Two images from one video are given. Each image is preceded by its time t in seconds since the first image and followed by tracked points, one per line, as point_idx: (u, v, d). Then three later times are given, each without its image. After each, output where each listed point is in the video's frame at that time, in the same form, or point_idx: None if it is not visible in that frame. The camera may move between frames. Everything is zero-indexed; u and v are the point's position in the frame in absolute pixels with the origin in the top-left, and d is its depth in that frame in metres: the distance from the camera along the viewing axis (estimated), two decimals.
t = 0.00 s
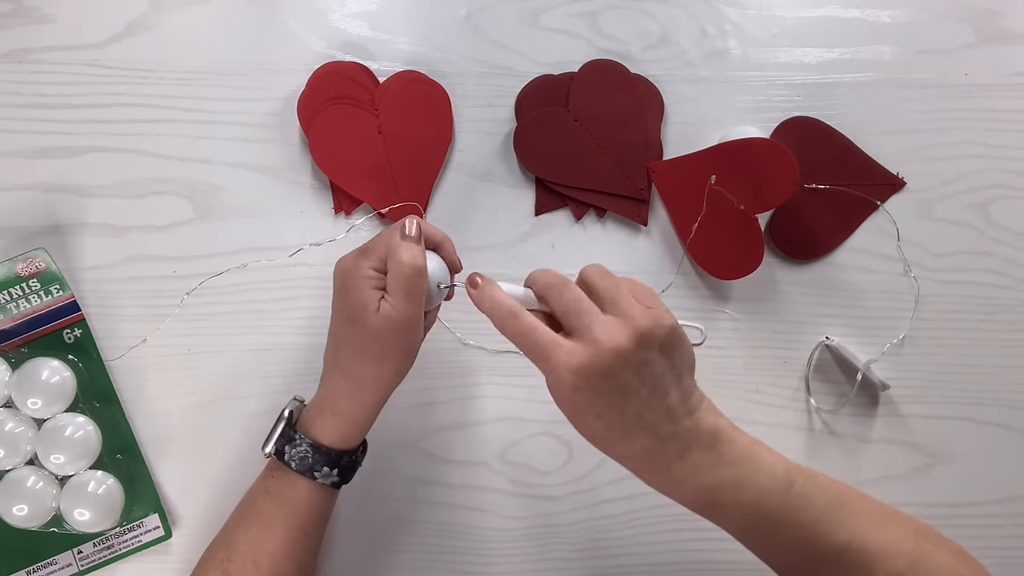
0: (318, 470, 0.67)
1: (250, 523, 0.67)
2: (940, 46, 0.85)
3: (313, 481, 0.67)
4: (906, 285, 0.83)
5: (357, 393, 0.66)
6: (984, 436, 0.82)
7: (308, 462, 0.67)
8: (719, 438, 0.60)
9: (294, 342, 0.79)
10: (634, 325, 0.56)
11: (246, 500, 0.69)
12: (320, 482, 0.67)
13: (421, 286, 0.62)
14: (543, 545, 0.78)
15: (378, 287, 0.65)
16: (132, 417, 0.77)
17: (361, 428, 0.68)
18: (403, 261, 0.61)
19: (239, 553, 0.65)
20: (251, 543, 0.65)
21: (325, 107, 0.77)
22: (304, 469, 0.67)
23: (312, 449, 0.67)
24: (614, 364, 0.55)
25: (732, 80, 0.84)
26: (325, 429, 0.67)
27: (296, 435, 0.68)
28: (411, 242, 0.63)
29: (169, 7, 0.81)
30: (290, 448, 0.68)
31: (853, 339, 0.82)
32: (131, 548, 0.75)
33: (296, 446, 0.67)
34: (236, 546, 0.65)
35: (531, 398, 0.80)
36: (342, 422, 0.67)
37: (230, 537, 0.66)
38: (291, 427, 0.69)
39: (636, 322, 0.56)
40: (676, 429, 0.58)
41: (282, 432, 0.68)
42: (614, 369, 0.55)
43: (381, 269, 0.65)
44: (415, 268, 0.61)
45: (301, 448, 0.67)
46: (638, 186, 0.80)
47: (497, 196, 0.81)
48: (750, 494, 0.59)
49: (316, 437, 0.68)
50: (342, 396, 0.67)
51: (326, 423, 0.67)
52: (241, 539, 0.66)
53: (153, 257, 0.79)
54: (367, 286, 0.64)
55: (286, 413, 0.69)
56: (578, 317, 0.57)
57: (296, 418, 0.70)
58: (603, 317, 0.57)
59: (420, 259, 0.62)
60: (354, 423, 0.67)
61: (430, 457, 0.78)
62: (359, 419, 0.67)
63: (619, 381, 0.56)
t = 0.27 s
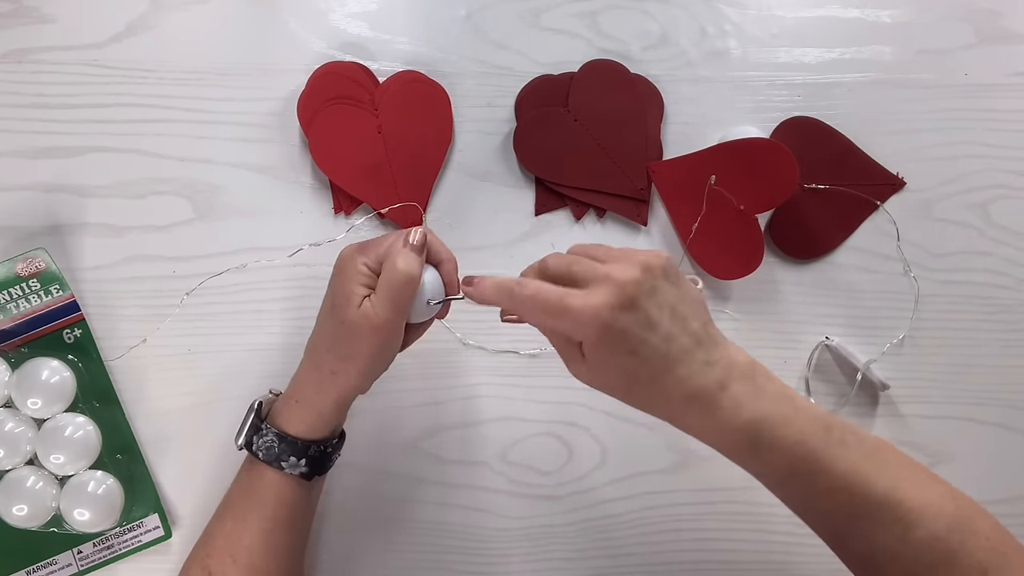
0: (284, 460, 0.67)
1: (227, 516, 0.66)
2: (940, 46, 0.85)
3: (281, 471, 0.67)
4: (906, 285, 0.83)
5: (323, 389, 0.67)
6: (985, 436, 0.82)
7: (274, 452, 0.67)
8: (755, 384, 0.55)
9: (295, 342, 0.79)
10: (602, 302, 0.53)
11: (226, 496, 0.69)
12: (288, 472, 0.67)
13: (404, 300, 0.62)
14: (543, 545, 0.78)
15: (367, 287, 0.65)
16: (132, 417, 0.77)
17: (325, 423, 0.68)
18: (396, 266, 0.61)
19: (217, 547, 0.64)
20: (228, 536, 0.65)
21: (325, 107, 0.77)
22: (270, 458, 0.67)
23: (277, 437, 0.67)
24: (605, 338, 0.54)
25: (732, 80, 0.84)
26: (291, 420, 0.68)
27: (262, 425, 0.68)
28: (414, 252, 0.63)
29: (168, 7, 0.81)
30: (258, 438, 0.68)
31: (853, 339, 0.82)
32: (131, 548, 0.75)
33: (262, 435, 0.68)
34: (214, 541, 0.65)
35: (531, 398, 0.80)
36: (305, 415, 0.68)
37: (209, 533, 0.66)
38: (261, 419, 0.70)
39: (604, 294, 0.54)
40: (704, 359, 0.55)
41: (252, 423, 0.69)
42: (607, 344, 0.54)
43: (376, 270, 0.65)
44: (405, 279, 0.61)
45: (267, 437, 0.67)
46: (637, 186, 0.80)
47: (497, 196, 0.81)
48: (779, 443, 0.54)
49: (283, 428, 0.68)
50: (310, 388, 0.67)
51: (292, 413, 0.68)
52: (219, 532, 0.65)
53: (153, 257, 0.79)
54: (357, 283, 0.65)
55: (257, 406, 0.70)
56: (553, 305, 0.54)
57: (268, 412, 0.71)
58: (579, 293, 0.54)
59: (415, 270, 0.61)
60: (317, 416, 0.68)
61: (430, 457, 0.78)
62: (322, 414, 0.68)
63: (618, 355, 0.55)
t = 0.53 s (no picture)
0: (265, 448, 0.67)
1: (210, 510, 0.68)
2: (940, 46, 0.85)
3: (263, 460, 0.68)
4: (906, 285, 0.83)
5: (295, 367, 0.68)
6: (984, 436, 0.82)
7: (254, 441, 0.68)
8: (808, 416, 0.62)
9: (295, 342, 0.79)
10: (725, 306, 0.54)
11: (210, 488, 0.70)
12: (270, 459, 0.68)
13: (352, 271, 0.64)
14: (544, 545, 0.78)
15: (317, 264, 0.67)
16: (131, 417, 0.77)
17: (309, 406, 0.69)
18: (343, 237, 0.63)
19: (204, 541, 0.65)
20: (212, 529, 0.66)
21: (325, 107, 0.78)
22: (251, 447, 0.68)
23: (256, 426, 0.68)
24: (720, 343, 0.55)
25: (732, 80, 0.84)
26: (272, 408, 0.68)
27: (240, 415, 0.69)
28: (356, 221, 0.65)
29: (169, 7, 0.81)
30: (237, 429, 0.68)
31: (853, 339, 0.82)
32: (131, 548, 0.75)
33: (242, 426, 0.68)
34: (201, 534, 0.66)
35: (532, 398, 0.80)
36: (285, 400, 0.68)
37: (195, 527, 0.67)
38: (240, 410, 0.70)
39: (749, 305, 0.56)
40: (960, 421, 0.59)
41: (230, 415, 0.70)
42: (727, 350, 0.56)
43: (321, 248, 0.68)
44: (354, 246, 0.63)
45: (246, 426, 0.68)
46: (637, 186, 0.80)
47: (497, 196, 0.81)
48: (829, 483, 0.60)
49: (263, 417, 0.69)
50: (285, 372, 0.69)
51: (272, 401, 0.69)
52: (203, 525, 0.66)
53: (153, 257, 0.79)
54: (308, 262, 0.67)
55: (235, 396, 0.71)
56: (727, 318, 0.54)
57: (245, 402, 0.72)
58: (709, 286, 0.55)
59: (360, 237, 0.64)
60: (299, 399, 0.68)
61: (430, 457, 0.78)
62: (303, 396, 0.69)
63: (726, 364, 0.56)
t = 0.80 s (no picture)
0: (281, 447, 0.69)
1: (230, 507, 0.70)
2: (940, 46, 0.85)
3: (278, 458, 0.69)
4: (907, 285, 0.82)
5: (316, 369, 0.69)
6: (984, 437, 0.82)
7: (272, 438, 0.69)
8: None
9: (295, 342, 0.79)
10: None
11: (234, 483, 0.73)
12: (285, 459, 0.69)
13: (375, 279, 0.64)
14: (543, 545, 0.78)
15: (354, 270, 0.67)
16: (132, 417, 0.77)
17: (324, 411, 0.69)
18: (372, 242, 0.64)
19: (221, 537, 0.68)
20: (229, 527, 0.69)
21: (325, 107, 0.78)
22: (268, 444, 0.69)
23: (275, 424, 0.69)
24: None
25: (732, 80, 0.84)
26: (291, 407, 0.70)
27: (265, 411, 0.70)
28: (396, 233, 0.64)
29: (168, 6, 0.81)
30: (260, 424, 0.70)
31: (853, 339, 0.82)
32: (131, 548, 0.75)
33: (264, 422, 0.70)
34: (218, 531, 0.69)
35: (532, 398, 0.80)
36: (305, 402, 0.69)
37: (215, 522, 0.70)
38: (266, 406, 0.72)
39: None
40: None
41: (257, 410, 0.71)
42: None
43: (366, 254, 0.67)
44: (378, 253, 0.64)
45: (267, 423, 0.69)
46: (638, 186, 0.80)
47: (497, 196, 0.81)
48: None
49: (282, 415, 0.70)
50: (309, 372, 0.70)
51: (293, 399, 0.70)
52: (222, 523, 0.69)
53: (153, 257, 0.79)
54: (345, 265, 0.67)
55: (264, 395, 0.73)
56: None
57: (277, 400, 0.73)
58: None
59: (387, 247, 0.64)
60: (315, 402, 0.69)
61: (430, 457, 0.78)
62: (319, 399, 0.69)
63: None
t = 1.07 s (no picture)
0: (290, 446, 0.67)
1: (236, 505, 0.68)
2: (940, 46, 0.85)
3: (287, 458, 0.68)
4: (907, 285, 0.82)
5: (328, 370, 0.68)
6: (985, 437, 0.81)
7: (281, 437, 0.67)
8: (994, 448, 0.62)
9: (295, 342, 0.78)
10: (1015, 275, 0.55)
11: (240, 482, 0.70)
12: (294, 459, 0.67)
13: (387, 278, 0.65)
14: (543, 545, 0.78)
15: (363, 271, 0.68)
16: (132, 417, 0.77)
17: (336, 411, 0.68)
18: (384, 243, 0.65)
19: (228, 537, 0.65)
20: (235, 526, 0.66)
21: (325, 107, 0.78)
22: (277, 443, 0.67)
23: (285, 422, 0.67)
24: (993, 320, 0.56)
25: (732, 80, 0.84)
26: (301, 408, 0.68)
27: (275, 410, 0.69)
28: (406, 233, 0.65)
29: (168, 6, 0.81)
30: (269, 423, 0.68)
31: (853, 339, 0.82)
32: (131, 548, 0.75)
33: (273, 420, 0.68)
34: (224, 530, 0.66)
35: (532, 398, 0.80)
36: (317, 402, 0.68)
37: (220, 521, 0.67)
38: (275, 405, 0.70)
39: None
40: (982, 419, 0.61)
41: (266, 409, 0.70)
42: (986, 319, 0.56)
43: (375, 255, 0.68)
44: (389, 254, 0.64)
45: (276, 422, 0.68)
46: (638, 186, 0.80)
47: (497, 196, 0.81)
48: (1004, 521, 0.60)
49: (292, 414, 0.69)
50: (321, 372, 0.69)
51: (302, 400, 0.69)
52: (228, 521, 0.66)
53: (154, 257, 0.79)
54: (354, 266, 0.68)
55: (275, 394, 0.71)
56: (997, 290, 0.55)
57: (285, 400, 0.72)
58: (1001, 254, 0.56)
59: (400, 247, 0.64)
60: (326, 401, 0.68)
61: (430, 457, 0.78)
62: (330, 399, 0.68)
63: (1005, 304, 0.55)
